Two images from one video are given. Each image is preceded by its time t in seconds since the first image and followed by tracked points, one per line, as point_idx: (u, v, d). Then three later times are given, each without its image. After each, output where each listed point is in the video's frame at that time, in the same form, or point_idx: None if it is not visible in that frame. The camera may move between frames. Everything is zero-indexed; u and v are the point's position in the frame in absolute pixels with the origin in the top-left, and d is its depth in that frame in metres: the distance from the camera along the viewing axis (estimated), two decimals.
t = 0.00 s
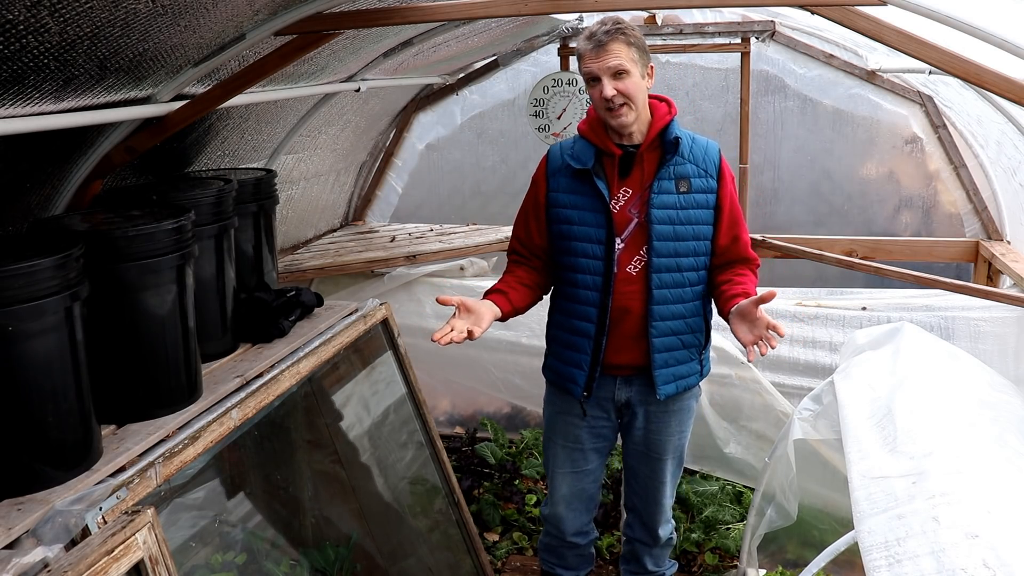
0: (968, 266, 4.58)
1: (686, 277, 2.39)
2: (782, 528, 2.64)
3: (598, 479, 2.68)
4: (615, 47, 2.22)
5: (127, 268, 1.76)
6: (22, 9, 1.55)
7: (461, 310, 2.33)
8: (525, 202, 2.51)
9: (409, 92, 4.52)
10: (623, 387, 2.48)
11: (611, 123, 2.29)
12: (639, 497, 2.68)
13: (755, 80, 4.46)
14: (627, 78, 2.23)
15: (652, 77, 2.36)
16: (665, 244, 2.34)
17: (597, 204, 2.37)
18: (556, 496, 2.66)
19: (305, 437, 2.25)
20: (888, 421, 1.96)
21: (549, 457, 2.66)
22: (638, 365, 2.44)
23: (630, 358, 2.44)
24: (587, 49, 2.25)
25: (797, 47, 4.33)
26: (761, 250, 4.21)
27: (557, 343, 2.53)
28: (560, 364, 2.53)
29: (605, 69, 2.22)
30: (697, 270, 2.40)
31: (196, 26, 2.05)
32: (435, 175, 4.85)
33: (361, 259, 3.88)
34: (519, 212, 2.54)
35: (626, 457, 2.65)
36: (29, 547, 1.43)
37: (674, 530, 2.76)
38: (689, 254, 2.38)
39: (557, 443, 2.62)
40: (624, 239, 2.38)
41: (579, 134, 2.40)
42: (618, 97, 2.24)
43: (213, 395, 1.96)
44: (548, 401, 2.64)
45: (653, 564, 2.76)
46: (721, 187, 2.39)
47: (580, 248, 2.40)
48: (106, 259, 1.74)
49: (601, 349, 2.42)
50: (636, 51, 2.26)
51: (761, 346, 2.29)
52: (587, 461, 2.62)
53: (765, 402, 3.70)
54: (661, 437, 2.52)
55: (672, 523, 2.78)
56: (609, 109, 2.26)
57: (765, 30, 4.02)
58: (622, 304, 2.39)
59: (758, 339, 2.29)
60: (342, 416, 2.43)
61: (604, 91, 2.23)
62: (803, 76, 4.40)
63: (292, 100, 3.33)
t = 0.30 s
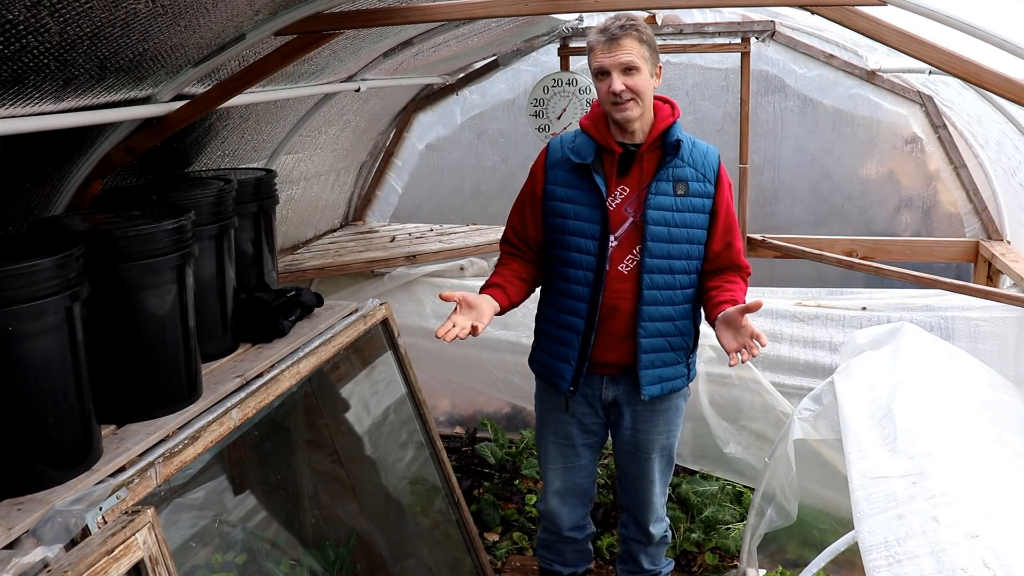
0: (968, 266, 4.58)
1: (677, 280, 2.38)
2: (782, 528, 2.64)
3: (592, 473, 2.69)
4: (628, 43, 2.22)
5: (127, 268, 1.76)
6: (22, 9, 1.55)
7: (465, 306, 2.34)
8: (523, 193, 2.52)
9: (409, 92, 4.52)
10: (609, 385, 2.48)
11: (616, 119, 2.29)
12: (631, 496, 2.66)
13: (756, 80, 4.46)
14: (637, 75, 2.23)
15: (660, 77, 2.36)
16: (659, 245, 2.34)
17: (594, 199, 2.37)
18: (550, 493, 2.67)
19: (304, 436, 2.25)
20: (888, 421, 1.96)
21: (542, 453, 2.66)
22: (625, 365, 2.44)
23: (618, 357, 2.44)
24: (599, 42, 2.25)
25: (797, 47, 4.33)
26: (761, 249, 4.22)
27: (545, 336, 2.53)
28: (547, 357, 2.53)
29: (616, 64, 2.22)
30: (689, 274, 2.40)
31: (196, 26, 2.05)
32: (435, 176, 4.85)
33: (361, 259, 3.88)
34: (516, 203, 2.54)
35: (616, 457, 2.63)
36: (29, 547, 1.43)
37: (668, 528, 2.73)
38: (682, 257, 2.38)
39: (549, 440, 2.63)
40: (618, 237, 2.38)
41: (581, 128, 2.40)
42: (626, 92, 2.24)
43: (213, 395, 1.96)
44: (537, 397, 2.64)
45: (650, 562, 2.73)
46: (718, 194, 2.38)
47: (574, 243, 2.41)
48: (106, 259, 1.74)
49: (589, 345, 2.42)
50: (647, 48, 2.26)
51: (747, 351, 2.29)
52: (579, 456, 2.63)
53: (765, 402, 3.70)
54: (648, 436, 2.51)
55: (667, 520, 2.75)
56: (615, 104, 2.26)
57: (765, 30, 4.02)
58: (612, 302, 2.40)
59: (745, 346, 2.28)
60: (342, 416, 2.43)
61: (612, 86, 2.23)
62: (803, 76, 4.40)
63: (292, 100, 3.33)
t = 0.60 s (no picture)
0: (968, 266, 4.58)
1: (673, 280, 2.39)
2: (782, 528, 2.63)
3: (590, 476, 2.69)
4: (629, 40, 2.25)
5: (127, 268, 1.76)
6: (22, 9, 1.55)
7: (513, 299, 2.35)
8: (518, 194, 2.51)
9: (409, 92, 4.51)
10: (607, 387, 2.48)
11: (615, 116, 2.27)
12: (629, 497, 2.66)
13: (756, 80, 4.46)
14: (637, 72, 2.25)
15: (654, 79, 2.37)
16: (654, 245, 2.34)
17: (588, 200, 2.37)
18: (548, 495, 2.68)
19: (304, 436, 2.25)
20: (888, 421, 1.96)
21: (539, 455, 2.67)
22: (622, 366, 2.45)
23: (615, 358, 2.44)
24: (600, 39, 2.27)
25: (797, 47, 4.33)
26: (761, 249, 4.23)
27: (541, 338, 2.54)
28: (544, 359, 2.53)
29: (618, 59, 2.23)
30: (685, 274, 2.41)
31: (196, 26, 2.05)
32: (435, 175, 4.85)
33: (361, 259, 3.89)
34: (512, 204, 2.54)
35: (614, 458, 2.63)
36: (29, 547, 1.43)
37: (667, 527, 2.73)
38: (678, 257, 2.38)
39: (547, 442, 2.63)
40: (612, 239, 2.37)
41: (575, 130, 2.39)
42: (628, 88, 2.23)
43: (213, 395, 1.96)
44: (536, 400, 2.64)
45: (649, 562, 2.73)
46: (713, 193, 2.38)
47: (569, 244, 2.40)
48: (106, 259, 1.74)
49: (584, 346, 2.42)
50: (646, 49, 2.29)
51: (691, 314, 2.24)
52: (577, 459, 2.63)
53: (764, 402, 3.70)
54: (645, 437, 2.51)
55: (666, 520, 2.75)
56: (616, 100, 2.24)
57: (765, 30, 4.02)
58: (608, 303, 2.39)
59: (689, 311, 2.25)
60: (342, 416, 2.43)
61: (614, 81, 2.23)
62: (803, 76, 4.40)
63: (292, 100, 3.33)
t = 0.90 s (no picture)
0: (968, 266, 4.58)
1: (665, 276, 2.40)
2: (782, 528, 2.63)
3: (588, 479, 2.69)
4: (634, 40, 2.28)
5: (127, 268, 1.76)
6: (22, 9, 1.55)
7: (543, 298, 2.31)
8: (509, 201, 2.52)
9: (409, 92, 4.52)
10: (606, 388, 2.48)
11: (615, 113, 2.26)
12: (628, 497, 2.66)
13: (756, 80, 4.46)
14: (640, 72, 2.27)
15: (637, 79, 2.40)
16: (644, 242, 2.35)
17: (578, 202, 2.38)
18: (547, 497, 2.68)
19: (304, 436, 2.25)
20: (888, 421, 1.96)
21: (538, 458, 2.67)
22: (620, 365, 2.45)
23: (611, 358, 2.44)
24: (606, 33, 2.26)
25: (797, 47, 4.32)
26: (761, 249, 4.24)
27: (540, 343, 2.54)
28: (543, 364, 2.54)
29: (627, 56, 2.25)
30: (675, 269, 2.41)
31: (197, 26, 2.05)
32: (435, 176, 4.86)
33: (361, 259, 3.89)
34: (503, 211, 2.54)
35: (613, 460, 2.63)
36: (29, 547, 1.43)
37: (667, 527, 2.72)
38: (668, 252, 2.38)
39: (545, 444, 2.63)
40: (604, 238, 2.38)
41: (561, 133, 2.40)
42: (634, 86, 2.25)
43: (213, 395, 1.96)
44: (533, 403, 2.64)
45: (648, 563, 2.73)
46: (700, 188, 2.39)
47: (562, 247, 2.41)
48: (105, 259, 1.74)
49: (584, 348, 2.42)
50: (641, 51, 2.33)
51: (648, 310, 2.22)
52: (575, 461, 2.63)
53: (765, 402, 3.69)
54: (644, 437, 2.51)
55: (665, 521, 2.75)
56: (620, 96, 2.24)
57: (765, 31, 4.02)
58: (603, 304, 2.40)
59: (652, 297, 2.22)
60: (342, 416, 2.43)
61: (623, 76, 2.23)
62: (803, 76, 4.40)
63: (292, 100, 3.33)
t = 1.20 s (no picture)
0: (968, 266, 4.58)
1: (655, 274, 2.41)
2: (782, 528, 2.63)
3: (582, 476, 2.69)
4: (625, 41, 2.28)
5: (127, 268, 1.76)
6: (22, 9, 1.55)
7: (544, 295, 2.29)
8: (497, 201, 2.51)
9: (410, 92, 4.52)
10: (596, 387, 2.48)
11: (602, 112, 2.26)
12: (620, 497, 2.66)
13: (755, 80, 4.45)
14: (629, 73, 2.28)
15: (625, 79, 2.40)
16: (635, 241, 2.35)
17: (568, 201, 2.38)
18: (541, 496, 2.68)
19: (304, 436, 2.25)
20: (888, 421, 1.96)
21: (531, 458, 2.67)
22: (610, 364, 2.45)
23: (602, 358, 2.44)
24: (597, 32, 2.26)
25: (797, 47, 4.32)
26: (761, 250, 4.25)
27: (529, 343, 2.54)
28: (532, 364, 2.53)
29: (617, 57, 2.25)
30: (664, 268, 2.42)
31: (196, 26, 2.05)
32: (435, 176, 4.86)
33: (361, 259, 3.89)
34: (490, 211, 2.53)
35: (605, 460, 2.63)
36: (29, 547, 1.43)
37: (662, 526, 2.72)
38: (657, 251, 2.39)
39: (537, 445, 2.63)
40: (594, 238, 2.38)
41: (549, 133, 2.39)
42: (622, 87, 2.25)
43: (213, 395, 1.96)
44: (524, 404, 2.64)
45: (645, 562, 2.72)
46: (689, 186, 2.40)
47: (552, 247, 2.40)
48: (106, 259, 1.74)
49: (574, 347, 2.42)
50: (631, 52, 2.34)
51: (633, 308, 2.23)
52: (568, 460, 2.63)
53: (765, 402, 3.69)
54: (635, 437, 2.51)
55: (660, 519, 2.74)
56: (608, 96, 2.24)
57: (765, 31, 4.02)
58: (594, 303, 2.40)
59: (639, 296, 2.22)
60: (342, 417, 2.43)
61: (612, 77, 2.23)
62: (803, 76, 4.39)
63: (292, 100, 3.33)
